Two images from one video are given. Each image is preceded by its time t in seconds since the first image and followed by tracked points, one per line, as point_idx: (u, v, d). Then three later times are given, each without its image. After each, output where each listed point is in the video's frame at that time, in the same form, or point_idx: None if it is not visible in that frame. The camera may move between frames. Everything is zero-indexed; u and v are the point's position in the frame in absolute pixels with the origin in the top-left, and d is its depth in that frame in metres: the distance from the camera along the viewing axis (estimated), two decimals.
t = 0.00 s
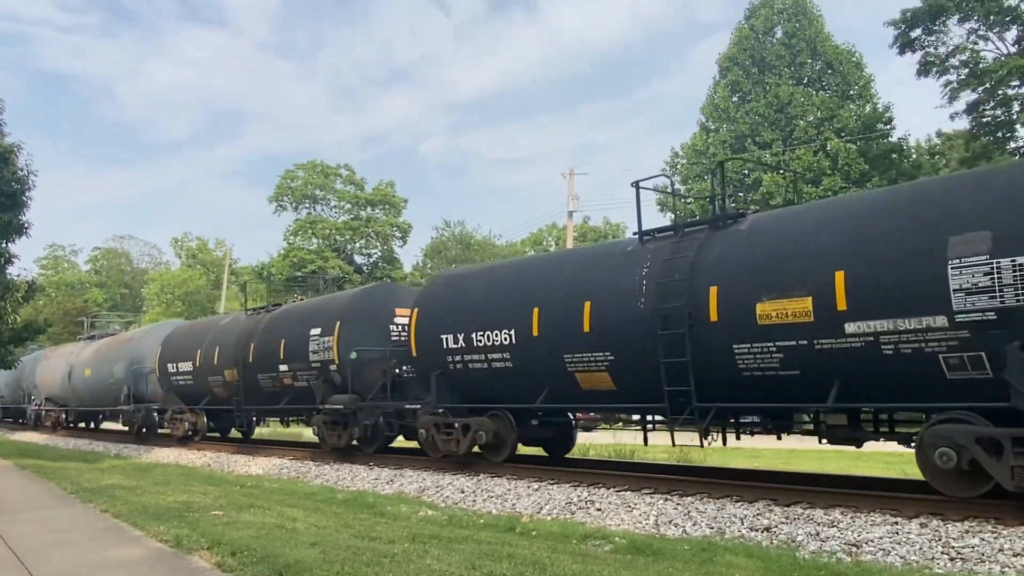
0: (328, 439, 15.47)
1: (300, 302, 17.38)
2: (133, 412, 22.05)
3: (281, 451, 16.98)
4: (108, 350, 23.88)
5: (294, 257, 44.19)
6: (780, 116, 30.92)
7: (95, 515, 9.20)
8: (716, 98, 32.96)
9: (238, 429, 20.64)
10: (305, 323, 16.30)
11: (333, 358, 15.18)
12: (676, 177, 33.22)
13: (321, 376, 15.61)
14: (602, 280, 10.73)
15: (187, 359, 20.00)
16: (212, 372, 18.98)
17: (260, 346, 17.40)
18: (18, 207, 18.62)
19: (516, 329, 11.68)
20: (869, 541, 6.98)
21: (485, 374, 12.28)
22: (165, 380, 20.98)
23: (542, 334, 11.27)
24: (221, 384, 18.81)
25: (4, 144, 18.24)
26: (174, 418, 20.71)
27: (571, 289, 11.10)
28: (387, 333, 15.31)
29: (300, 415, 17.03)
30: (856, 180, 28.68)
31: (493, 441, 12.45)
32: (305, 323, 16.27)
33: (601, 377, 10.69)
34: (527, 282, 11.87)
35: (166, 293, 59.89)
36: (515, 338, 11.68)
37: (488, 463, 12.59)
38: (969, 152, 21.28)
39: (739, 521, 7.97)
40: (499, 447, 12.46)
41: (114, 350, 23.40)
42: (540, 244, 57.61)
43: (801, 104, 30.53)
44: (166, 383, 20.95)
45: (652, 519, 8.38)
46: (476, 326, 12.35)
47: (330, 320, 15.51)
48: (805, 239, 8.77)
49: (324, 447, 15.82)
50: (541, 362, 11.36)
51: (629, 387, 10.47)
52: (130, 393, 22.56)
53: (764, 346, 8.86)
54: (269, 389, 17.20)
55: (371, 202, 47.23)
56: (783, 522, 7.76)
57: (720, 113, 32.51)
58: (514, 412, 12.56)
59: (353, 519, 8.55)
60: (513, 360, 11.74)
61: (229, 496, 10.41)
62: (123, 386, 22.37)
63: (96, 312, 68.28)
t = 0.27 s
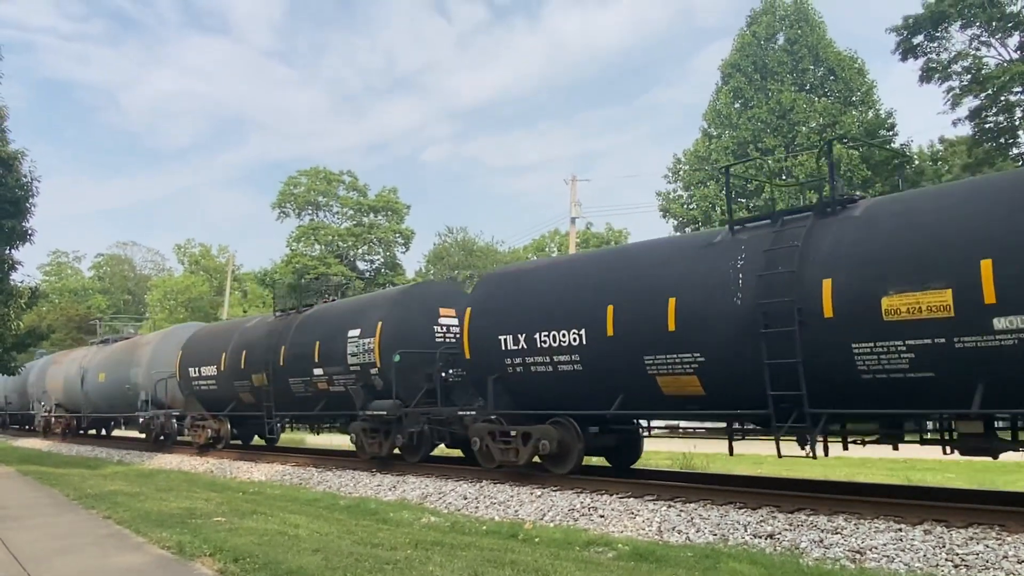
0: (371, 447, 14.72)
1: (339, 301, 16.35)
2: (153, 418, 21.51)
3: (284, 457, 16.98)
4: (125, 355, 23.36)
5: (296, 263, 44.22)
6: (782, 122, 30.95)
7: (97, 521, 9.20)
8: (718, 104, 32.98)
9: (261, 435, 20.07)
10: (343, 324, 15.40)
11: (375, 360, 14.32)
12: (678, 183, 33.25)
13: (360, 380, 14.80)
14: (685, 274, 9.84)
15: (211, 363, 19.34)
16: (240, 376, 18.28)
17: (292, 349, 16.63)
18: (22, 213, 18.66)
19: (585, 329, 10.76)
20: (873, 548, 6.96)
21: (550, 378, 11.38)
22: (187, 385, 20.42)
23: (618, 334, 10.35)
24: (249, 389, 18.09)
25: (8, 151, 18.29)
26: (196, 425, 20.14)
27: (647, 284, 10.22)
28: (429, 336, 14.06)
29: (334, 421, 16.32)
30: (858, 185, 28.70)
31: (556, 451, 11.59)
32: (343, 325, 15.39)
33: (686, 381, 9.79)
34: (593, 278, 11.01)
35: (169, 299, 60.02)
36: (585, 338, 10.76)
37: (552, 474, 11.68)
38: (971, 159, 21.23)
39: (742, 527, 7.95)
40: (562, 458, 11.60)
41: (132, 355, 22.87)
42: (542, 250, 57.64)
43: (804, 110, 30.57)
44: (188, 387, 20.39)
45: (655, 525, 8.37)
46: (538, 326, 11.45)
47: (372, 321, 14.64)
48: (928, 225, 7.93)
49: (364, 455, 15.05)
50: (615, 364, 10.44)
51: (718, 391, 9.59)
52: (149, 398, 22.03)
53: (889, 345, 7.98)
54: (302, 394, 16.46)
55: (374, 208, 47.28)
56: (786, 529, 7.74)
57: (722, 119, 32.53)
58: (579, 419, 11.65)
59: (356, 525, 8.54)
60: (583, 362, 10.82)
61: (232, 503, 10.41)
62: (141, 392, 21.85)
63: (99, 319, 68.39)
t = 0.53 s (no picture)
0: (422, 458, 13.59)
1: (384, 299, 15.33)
2: (177, 425, 20.45)
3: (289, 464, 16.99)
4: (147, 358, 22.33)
5: (302, 270, 44.29)
6: (788, 128, 30.90)
7: (103, 527, 9.21)
8: (724, 111, 32.98)
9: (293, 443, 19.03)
10: (391, 323, 14.37)
11: (431, 363, 13.25)
12: (684, 190, 33.25)
13: (414, 384, 13.67)
14: (805, 263, 8.75)
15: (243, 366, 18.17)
16: (275, 380, 17.12)
17: (334, 351, 15.49)
18: (30, 220, 18.73)
19: (685, 327, 9.67)
20: (880, 556, 6.92)
21: (638, 381, 10.28)
22: (215, 390, 19.35)
23: (726, 332, 9.25)
24: (286, 393, 16.96)
25: (17, 158, 18.38)
26: (224, 432, 19.04)
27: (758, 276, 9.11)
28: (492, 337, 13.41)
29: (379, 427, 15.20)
30: (864, 192, 28.65)
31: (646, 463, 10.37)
32: (392, 325, 14.29)
33: (811, 384, 8.64)
34: (688, 271, 9.92)
35: (176, 305, 60.13)
36: (685, 337, 9.66)
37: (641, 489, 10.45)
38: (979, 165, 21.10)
39: (749, 535, 7.92)
40: (652, 471, 10.36)
41: (154, 358, 21.80)
42: (548, 256, 57.64)
43: (810, 116, 30.51)
44: (215, 392, 19.32)
45: (660, 533, 8.33)
46: (626, 323, 10.34)
47: (424, 321, 13.61)
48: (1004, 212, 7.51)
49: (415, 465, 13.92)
50: (721, 365, 9.34)
51: (848, 396, 8.46)
52: (173, 404, 20.97)
53: None
54: (344, 399, 15.30)
55: (379, 215, 47.36)
56: (793, 537, 7.70)
57: (728, 126, 32.52)
58: (667, 426, 10.53)
59: (361, 532, 8.54)
60: (682, 365, 9.72)
61: (237, 509, 10.41)
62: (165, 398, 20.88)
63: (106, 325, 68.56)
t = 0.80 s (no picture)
0: (480, 468, 12.65)
1: (432, 296, 14.47)
2: (203, 431, 19.26)
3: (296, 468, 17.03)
4: (170, 361, 21.24)
5: (310, 274, 44.36)
6: (797, 134, 30.81)
7: (110, 530, 9.24)
8: (732, 117, 32.94)
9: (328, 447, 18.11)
10: (443, 323, 13.43)
11: (491, 365, 12.35)
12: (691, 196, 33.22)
13: (472, 387, 12.79)
14: (943, 247, 7.58)
15: (275, 369, 17.01)
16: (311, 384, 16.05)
17: (378, 352, 14.46)
18: (39, 224, 18.82)
19: (795, 325, 8.49)
20: (888, 563, 6.89)
21: (738, 385, 9.11)
22: (245, 394, 18.16)
23: (845, 331, 8.07)
24: (323, 397, 15.83)
25: (27, 162, 18.48)
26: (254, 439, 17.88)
27: (884, 264, 7.93)
28: (554, 336, 12.90)
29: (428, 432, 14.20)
30: (873, 198, 28.57)
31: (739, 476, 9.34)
32: (446, 323, 13.41)
33: (950, 387, 7.51)
34: (730, 268, 9.33)
35: (185, 310, 60.28)
36: (794, 336, 8.48)
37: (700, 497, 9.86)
38: (987, 172, 21.23)
39: (756, 542, 7.89)
40: (747, 484, 9.32)
41: (177, 360, 20.65)
42: (556, 262, 57.62)
43: (818, 122, 30.37)
44: (245, 396, 18.18)
45: (667, 539, 8.31)
46: (718, 320, 9.17)
47: (483, 319, 12.72)
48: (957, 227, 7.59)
49: (470, 475, 12.98)
50: (837, 367, 8.20)
51: (1003, 401, 7.27)
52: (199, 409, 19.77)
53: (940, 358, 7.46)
54: (390, 405, 14.28)
55: (387, 220, 47.44)
56: (800, 544, 7.68)
57: (736, 132, 32.49)
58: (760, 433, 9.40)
59: (368, 536, 8.54)
60: (791, 367, 8.56)
61: (244, 513, 10.43)
62: (189, 400, 19.74)
63: (115, 329, 68.80)
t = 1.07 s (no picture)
0: (538, 474, 11.83)
1: (481, 292, 13.72)
2: (229, 433, 18.74)
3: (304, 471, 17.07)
4: (197, 359, 20.73)
5: (319, 278, 44.47)
6: (806, 140, 30.75)
7: (118, 531, 9.28)
8: (742, 123, 32.92)
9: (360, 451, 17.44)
10: (496, 321, 12.71)
11: (552, 365, 11.57)
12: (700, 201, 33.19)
13: (527, 390, 12.03)
14: None
15: (312, 369, 16.38)
16: (349, 385, 15.40)
17: (423, 352, 13.78)
18: (51, 226, 18.93)
19: (917, 320, 7.72)
20: (897, 570, 6.85)
21: (844, 386, 8.35)
22: (277, 395, 17.54)
23: (978, 326, 7.30)
24: (362, 399, 15.18)
25: (39, 164, 18.60)
26: (286, 443, 17.37)
27: None
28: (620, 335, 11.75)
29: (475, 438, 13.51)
30: (883, 204, 28.47)
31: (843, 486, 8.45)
32: (499, 322, 12.64)
33: None
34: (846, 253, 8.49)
35: (195, 312, 60.52)
36: (914, 332, 7.73)
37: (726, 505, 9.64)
38: (998, 178, 21.13)
39: (763, 548, 7.86)
40: (854, 495, 8.43)
41: (203, 360, 20.12)
42: (565, 266, 57.59)
43: (828, 128, 30.30)
44: (276, 397, 17.59)
45: (674, 545, 8.28)
46: (824, 316, 8.41)
47: (542, 317, 11.95)
48: None
49: (528, 481, 12.17)
50: (961, 369, 7.49)
51: None
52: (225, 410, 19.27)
53: None
54: (436, 407, 13.60)
55: (396, 224, 47.53)
56: (808, 550, 7.64)
57: (745, 137, 32.47)
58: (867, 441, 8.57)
59: (374, 539, 8.56)
60: (910, 367, 7.81)
61: (251, 515, 10.45)
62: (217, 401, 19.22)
63: (125, 331, 69.12)
